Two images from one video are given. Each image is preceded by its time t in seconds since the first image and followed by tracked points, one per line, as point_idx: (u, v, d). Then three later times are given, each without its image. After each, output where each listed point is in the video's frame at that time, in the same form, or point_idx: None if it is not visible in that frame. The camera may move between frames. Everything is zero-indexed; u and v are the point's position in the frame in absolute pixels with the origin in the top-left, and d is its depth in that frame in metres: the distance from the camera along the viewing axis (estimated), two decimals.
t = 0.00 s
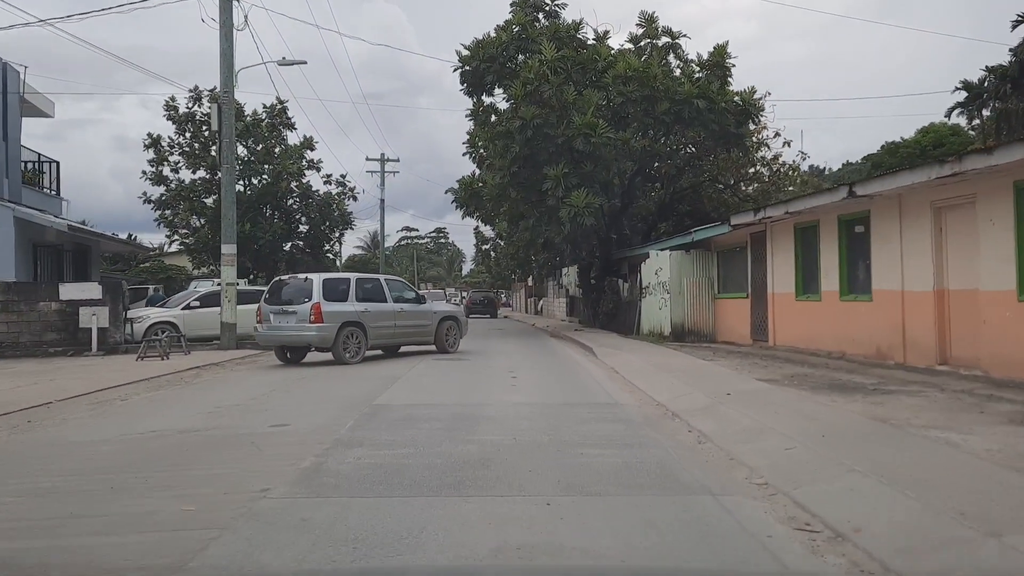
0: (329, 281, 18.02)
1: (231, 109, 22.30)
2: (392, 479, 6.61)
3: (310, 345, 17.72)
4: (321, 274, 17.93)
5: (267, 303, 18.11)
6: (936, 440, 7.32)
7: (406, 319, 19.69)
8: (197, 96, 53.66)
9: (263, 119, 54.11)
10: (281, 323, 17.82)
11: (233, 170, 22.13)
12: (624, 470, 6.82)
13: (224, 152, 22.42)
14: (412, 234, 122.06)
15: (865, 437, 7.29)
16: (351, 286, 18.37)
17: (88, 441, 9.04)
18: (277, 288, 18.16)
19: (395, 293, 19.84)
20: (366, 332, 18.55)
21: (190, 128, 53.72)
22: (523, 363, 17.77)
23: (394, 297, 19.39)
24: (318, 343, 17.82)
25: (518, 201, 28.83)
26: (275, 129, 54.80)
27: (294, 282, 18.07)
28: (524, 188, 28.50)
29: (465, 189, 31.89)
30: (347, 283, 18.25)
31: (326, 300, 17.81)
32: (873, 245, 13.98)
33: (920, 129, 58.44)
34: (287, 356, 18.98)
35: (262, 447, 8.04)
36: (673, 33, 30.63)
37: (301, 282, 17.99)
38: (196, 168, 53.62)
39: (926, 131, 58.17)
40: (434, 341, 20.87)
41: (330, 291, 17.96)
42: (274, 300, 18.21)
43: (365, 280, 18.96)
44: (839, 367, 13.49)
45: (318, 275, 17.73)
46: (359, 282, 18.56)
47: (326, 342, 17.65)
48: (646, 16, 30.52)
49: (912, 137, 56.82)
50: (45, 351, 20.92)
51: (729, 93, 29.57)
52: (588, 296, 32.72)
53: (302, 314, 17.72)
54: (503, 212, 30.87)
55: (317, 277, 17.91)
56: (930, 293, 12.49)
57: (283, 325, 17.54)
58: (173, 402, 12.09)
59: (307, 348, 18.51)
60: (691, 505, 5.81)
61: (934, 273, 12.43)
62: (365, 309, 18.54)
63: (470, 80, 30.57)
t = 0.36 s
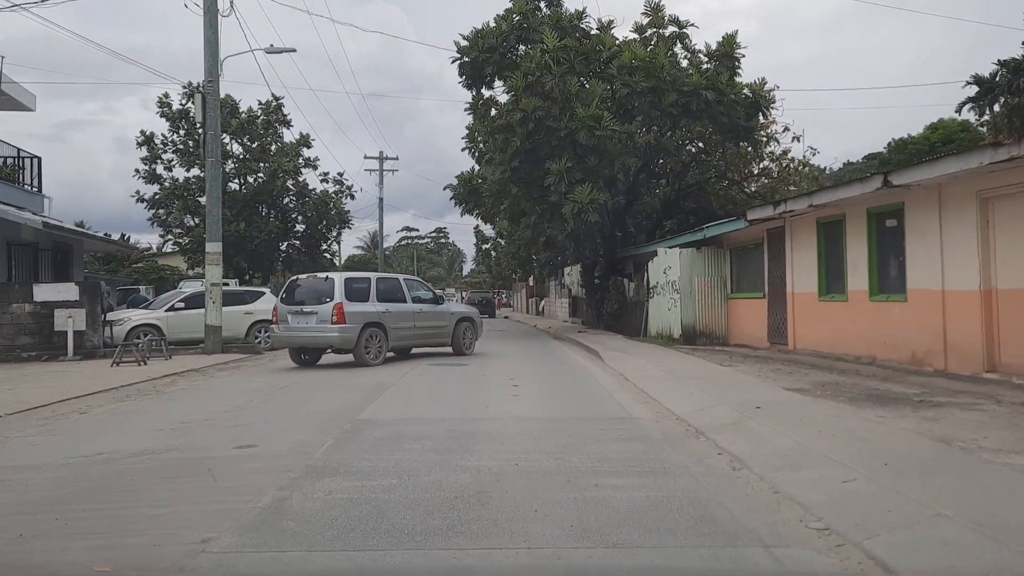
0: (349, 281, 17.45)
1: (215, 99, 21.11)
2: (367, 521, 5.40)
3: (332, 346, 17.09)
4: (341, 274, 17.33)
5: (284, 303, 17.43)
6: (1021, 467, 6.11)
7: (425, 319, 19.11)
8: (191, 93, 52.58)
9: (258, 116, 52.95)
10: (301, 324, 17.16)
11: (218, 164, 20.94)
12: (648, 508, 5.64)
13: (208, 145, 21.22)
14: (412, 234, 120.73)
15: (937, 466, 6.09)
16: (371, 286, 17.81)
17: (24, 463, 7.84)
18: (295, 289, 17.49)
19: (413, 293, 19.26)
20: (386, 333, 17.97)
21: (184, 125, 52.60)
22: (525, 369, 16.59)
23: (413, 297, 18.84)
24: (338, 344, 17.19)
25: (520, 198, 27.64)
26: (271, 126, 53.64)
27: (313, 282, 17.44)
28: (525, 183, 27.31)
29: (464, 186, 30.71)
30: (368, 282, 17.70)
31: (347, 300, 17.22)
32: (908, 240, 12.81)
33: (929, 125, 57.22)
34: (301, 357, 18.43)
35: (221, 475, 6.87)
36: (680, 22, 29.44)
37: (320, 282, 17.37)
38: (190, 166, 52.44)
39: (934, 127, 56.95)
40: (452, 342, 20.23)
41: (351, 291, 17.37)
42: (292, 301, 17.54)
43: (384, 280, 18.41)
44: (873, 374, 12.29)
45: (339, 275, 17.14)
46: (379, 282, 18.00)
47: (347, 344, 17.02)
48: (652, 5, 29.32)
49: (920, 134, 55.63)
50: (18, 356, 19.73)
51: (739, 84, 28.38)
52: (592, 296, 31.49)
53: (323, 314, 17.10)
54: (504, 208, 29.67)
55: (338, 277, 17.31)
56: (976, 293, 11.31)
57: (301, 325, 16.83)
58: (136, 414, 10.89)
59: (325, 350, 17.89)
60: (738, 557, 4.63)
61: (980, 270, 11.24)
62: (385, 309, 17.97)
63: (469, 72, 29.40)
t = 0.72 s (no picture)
0: (371, 281, 17.09)
1: (198, 88, 19.95)
2: None
3: (355, 347, 16.68)
4: (364, 273, 16.99)
5: (304, 304, 16.98)
6: None
7: (443, 320, 18.70)
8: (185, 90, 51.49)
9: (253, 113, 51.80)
10: (324, 325, 16.74)
11: (200, 157, 19.81)
12: (685, 564, 4.47)
13: (190, 137, 20.09)
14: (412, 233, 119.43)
15: None
16: (393, 286, 17.47)
17: None
18: (315, 289, 17.06)
19: (431, 293, 18.86)
20: (408, 334, 17.61)
21: (177, 122, 51.48)
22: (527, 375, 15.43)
23: (433, 298, 18.47)
24: (360, 345, 16.76)
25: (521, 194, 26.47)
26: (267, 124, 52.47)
27: (333, 281, 17.02)
28: (528, 179, 26.14)
29: (463, 182, 29.52)
30: (390, 282, 17.37)
31: (370, 300, 16.86)
32: (948, 234, 11.66)
33: (939, 121, 55.93)
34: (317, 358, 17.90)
35: (165, 514, 5.73)
36: (688, 11, 28.24)
37: (342, 282, 16.99)
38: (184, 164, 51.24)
39: (945, 122, 55.67)
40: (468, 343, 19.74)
41: (374, 291, 17.02)
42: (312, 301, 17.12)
43: (404, 280, 18.07)
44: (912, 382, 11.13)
45: (362, 274, 16.80)
46: (401, 282, 17.67)
47: (370, 345, 16.63)
48: None
49: (930, 129, 54.36)
50: None
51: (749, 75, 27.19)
52: (596, 297, 30.30)
53: (346, 315, 16.71)
54: (504, 204, 28.48)
55: (360, 277, 16.97)
56: None
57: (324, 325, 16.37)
58: (93, 430, 9.75)
59: (343, 351, 17.47)
60: None
61: None
62: (407, 309, 17.63)
63: (468, 63, 28.23)
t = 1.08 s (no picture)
0: (396, 279, 16.64)
1: (179, 75, 18.83)
2: None
3: (379, 347, 16.21)
4: (389, 271, 16.54)
5: (326, 302, 16.45)
6: None
7: (464, 319, 18.29)
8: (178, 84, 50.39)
9: (248, 108, 50.68)
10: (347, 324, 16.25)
11: (181, 149, 18.73)
12: None
13: (170, 127, 18.98)
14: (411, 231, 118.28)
15: None
16: (417, 284, 17.03)
17: None
18: (338, 287, 16.55)
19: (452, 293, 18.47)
20: (432, 333, 17.20)
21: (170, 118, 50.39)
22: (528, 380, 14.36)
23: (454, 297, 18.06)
24: (384, 344, 16.29)
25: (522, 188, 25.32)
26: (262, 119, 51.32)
27: (357, 278, 16.53)
28: (530, 172, 24.99)
29: (461, 176, 28.38)
30: (415, 281, 16.95)
31: (396, 298, 16.41)
32: (998, 226, 10.51)
33: (949, 116, 54.74)
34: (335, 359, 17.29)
35: (80, 567, 4.61)
36: None
37: (366, 279, 16.51)
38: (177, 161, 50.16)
39: (955, 118, 54.46)
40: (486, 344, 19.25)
41: (399, 289, 16.56)
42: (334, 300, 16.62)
43: (427, 279, 17.65)
44: (959, 392, 10.00)
45: (388, 271, 16.36)
46: (423, 280, 17.21)
47: (395, 344, 16.18)
48: None
49: (940, 124, 53.17)
50: None
51: (760, 64, 26.05)
52: (600, 295, 29.15)
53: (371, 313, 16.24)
54: (505, 200, 27.36)
55: (386, 275, 16.51)
56: None
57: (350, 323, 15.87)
58: (39, 446, 8.64)
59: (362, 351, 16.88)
60: None
61: None
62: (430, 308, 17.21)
63: (467, 52, 27.07)
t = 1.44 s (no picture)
0: (422, 278, 16.02)
1: (158, 60, 17.70)
2: None
3: (405, 347, 15.56)
4: (416, 269, 15.89)
5: (347, 301, 15.71)
6: None
7: (484, 319, 17.73)
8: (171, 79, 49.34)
9: (243, 103, 49.56)
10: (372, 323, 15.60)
11: (160, 140, 17.68)
12: None
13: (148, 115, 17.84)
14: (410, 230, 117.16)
15: None
16: (442, 283, 16.41)
17: None
18: (362, 285, 15.86)
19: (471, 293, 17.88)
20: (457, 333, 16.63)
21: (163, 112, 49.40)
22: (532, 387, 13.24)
23: (476, 297, 17.51)
24: (409, 345, 15.66)
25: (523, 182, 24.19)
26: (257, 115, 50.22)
27: (381, 276, 15.86)
28: (531, 166, 23.86)
29: (460, 170, 27.24)
30: (441, 279, 16.35)
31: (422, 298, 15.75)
32: None
33: (960, 111, 53.51)
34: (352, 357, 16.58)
35: None
36: None
37: (392, 277, 15.84)
38: (171, 157, 49.05)
39: (965, 113, 53.25)
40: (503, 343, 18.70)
41: (426, 288, 15.92)
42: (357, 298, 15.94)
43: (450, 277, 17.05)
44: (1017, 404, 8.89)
45: (415, 269, 15.72)
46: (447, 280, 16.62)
47: (423, 344, 15.52)
48: None
49: (950, 120, 51.95)
50: None
51: (772, 53, 24.90)
52: (604, 295, 28.01)
53: (398, 312, 15.60)
54: (505, 195, 26.24)
55: (413, 273, 15.86)
56: None
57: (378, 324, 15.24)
58: None
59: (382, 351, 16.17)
60: None
61: None
62: (455, 307, 16.63)
63: (465, 40, 25.94)
